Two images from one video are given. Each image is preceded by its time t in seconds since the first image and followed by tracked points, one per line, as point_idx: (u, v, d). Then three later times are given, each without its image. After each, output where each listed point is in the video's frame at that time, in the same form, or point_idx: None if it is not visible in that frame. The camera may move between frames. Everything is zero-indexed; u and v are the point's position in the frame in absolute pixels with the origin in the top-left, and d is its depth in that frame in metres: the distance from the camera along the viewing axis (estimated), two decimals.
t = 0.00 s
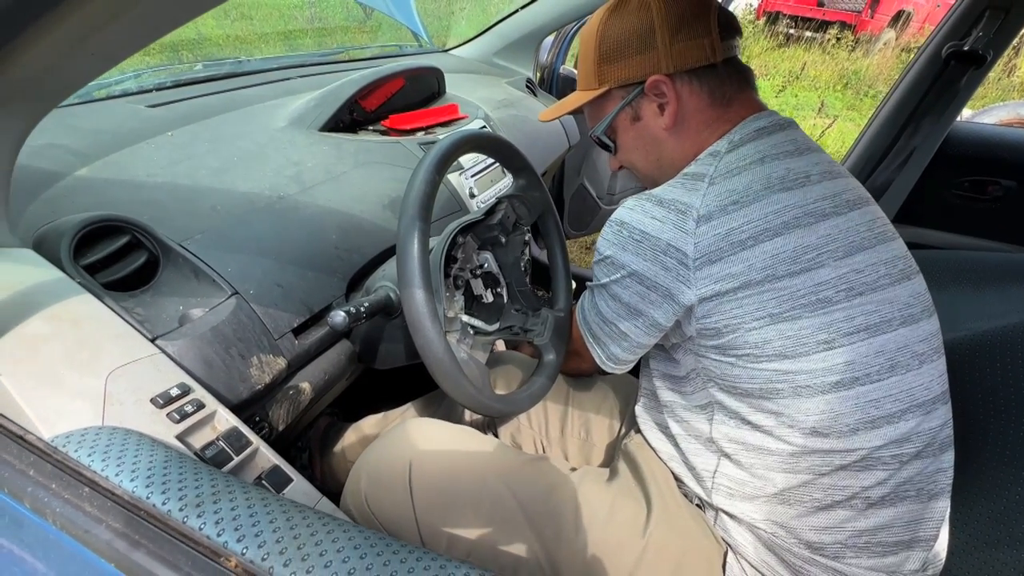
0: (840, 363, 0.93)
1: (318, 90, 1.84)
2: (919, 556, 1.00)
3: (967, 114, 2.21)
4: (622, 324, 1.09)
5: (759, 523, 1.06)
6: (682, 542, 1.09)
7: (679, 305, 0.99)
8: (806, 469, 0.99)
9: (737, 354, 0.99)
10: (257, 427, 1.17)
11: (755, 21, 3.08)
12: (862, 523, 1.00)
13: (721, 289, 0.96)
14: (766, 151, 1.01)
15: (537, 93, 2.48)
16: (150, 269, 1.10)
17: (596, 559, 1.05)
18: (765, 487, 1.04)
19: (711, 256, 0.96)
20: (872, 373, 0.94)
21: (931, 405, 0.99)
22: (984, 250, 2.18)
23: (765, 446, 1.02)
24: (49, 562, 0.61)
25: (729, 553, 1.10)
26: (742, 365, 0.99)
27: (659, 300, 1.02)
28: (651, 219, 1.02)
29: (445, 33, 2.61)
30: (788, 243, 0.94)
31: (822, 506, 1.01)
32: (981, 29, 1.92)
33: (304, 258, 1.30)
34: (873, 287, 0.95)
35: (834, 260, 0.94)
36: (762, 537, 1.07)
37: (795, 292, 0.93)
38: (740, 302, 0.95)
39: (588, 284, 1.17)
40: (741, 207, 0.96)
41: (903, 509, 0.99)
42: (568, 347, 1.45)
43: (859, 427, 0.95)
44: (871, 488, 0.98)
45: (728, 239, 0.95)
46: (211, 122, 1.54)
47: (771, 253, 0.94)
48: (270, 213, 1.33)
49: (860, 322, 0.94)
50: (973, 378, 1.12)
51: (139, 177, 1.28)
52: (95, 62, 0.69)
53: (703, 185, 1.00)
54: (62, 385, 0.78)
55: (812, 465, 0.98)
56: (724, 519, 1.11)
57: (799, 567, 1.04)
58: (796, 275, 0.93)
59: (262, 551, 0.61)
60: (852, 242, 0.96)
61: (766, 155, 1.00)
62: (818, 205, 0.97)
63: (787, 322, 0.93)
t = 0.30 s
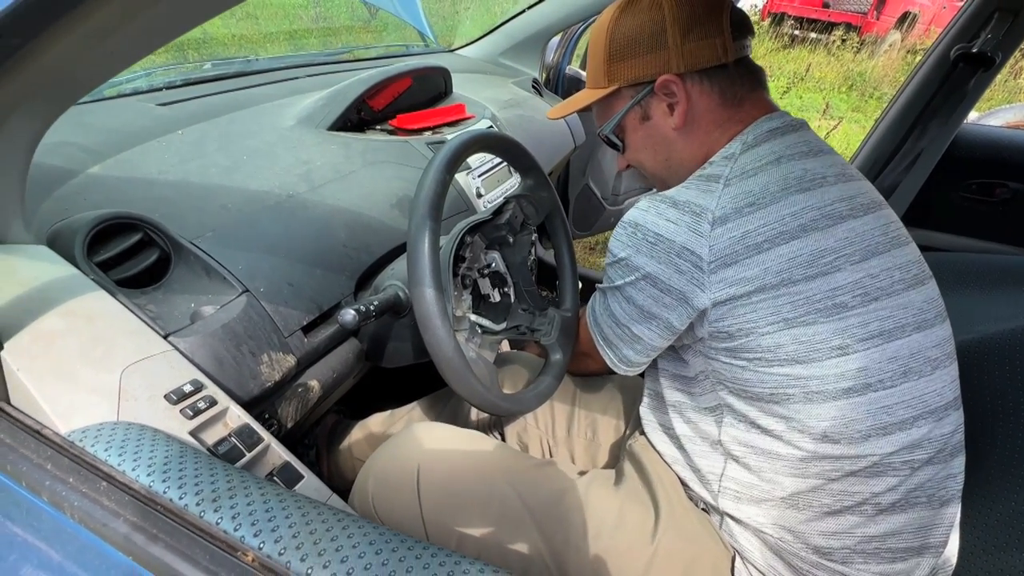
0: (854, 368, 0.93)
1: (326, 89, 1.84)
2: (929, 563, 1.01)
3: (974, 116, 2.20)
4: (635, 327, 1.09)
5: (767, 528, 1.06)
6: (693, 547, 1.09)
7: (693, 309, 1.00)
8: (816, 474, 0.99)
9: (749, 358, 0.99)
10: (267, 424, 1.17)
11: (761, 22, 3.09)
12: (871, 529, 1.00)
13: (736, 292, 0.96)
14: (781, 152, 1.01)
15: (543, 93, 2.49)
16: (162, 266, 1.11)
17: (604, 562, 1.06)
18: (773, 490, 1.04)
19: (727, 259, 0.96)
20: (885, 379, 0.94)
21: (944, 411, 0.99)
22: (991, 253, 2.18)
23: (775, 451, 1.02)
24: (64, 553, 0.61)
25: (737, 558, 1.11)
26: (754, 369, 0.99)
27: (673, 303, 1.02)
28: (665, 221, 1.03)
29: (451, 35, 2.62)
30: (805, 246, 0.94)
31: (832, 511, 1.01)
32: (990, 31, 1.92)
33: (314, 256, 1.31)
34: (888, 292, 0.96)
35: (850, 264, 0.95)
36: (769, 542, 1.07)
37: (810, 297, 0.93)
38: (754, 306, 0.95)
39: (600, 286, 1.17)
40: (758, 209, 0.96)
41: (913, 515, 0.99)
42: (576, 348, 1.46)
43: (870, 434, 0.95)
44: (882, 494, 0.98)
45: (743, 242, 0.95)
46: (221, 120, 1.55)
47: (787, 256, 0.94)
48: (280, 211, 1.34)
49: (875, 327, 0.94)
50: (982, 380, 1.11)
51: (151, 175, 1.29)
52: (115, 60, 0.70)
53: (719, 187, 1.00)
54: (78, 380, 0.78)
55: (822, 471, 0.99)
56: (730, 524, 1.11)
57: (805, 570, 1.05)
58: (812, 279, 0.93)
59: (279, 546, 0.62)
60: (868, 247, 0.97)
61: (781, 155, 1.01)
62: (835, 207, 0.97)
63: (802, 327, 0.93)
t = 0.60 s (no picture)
0: (857, 371, 0.93)
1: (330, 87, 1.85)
2: (931, 567, 1.01)
3: (980, 118, 2.19)
4: (637, 329, 1.10)
5: (767, 530, 1.06)
6: (694, 548, 1.09)
7: (696, 311, 1.00)
8: (817, 477, 0.99)
9: (752, 361, 0.99)
10: (268, 421, 1.17)
11: (769, 23, 3.12)
12: (872, 532, 1.00)
13: (738, 295, 0.96)
14: (786, 152, 1.01)
15: (547, 93, 2.49)
16: (166, 262, 1.11)
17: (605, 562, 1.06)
18: (774, 492, 1.04)
19: (730, 261, 0.96)
20: (889, 383, 0.94)
21: (948, 416, 0.99)
22: (997, 255, 2.17)
23: (777, 453, 1.02)
24: (67, 546, 0.62)
25: (737, 560, 1.11)
26: (756, 372, 0.99)
27: (675, 306, 1.02)
28: (668, 223, 1.03)
29: (455, 33, 2.61)
30: (809, 248, 0.94)
31: (832, 514, 1.01)
32: (996, 33, 1.91)
33: (316, 254, 1.31)
34: (893, 295, 0.96)
35: (854, 266, 0.95)
36: (769, 544, 1.07)
37: (814, 299, 0.93)
38: (757, 309, 0.95)
39: (602, 286, 1.17)
40: (761, 211, 0.96)
41: (915, 520, 0.99)
42: (578, 348, 1.46)
43: (873, 437, 0.95)
44: (883, 498, 0.98)
45: (747, 244, 0.95)
46: (225, 118, 1.55)
47: (790, 258, 0.94)
48: (283, 208, 1.34)
49: (880, 330, 0.94)
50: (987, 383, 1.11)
51: (154, 172, 1.29)
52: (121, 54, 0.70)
53: (722, 189, 1.00)
54: (80, 373, 0.78)
55: (823, 474, 0.98)
56: (729, 527, 1.11)
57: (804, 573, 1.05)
58: (815, 282, 0.93)
59: (279, 540, 0.62)
60: (873, 249, 0.96)
61: (786, 156, 1.01)
62: (840, 208, 0.97)
63: (805, 330, 0.93)
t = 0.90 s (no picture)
0: (847, 368, 0.93)
1: (335, 88, 1.86)
2: (927, 565, 1.02)
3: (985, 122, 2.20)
4: (628, 327, 1.10)
5: (764, 528, 1.06)
6: (691, 544, 1.10)
7: (686, 309, 1.01)
8: (812, 473, 1.00)
9: (743, 358, 1.00)
10: (270, 419, 1.18)
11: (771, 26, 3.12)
12: (867, 529, 1.00)
13: (727, 294, 0.97)
14: (776, 156, 1.02)
15: (550, 94, 2.50)
16: (170, 261, 1.12)
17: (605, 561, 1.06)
18: (770, 489, 1.04)
19: (718, 261, 0.96)
20: (880, 380, 0.94)
21: (941, 413, 0.99)
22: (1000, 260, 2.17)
23: (772, 450, 1.02)
24: (72, 540, 0.63)
25: (735, 559, 1.12)
26: (748, 369, 1.00)
27: (665, 304, 1.03)
28: (658, 222, 1.03)
29: (459, 34, 2.64)
30: (796, 249, 0.95)
31: (828, 511, 1.01)
32: (1002, 35, 1.91)
33: (319, 253, 1.32)
34: (882, 294, 0.96)
35: (842, 266, 0.95)
36: (766, 543, 1.07)
37: (802, 299, 0.94)
38: (746, 308, 0.96)
39: (595, 285, 1.18)
40: (749, 212, 0.97)
41: (910, 517, 1.00)
42: (577, 348, 1.48)
43: (865, 434, 0.95)
44: (878, 495, 0.98)
45: (735, 244, 0.96)
46: (230, 118, 1.56)
47: (778, 259, 0.95)
48: (287, 208, 1.35)
49: (869, 329, 0.94)
50: (988, 387, 1.12)
51: (160, 171, 1.30)
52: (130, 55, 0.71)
53: (712, 190, 1.01)
54: (86, 370, 0.79)
55: (817, 470, 0.99)
56: (728, 526, 1.12)
57: (802, 571, 1.05)
58: (803, 281, 0.94)
59: (279, 536, 0.63)
60: (862, 249, 0.97)
61: (776, 159, 1.01)
62: (829, 211, 0.98)
63: (794, 328, 0.94)
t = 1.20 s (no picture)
0: (854, 371, 0.94)
1: (341, 88, 1.87)
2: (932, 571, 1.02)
3: (993, 125, 2.19)
4: (634, 328, 1.11)
5: (769, 532, 1.07)
6: (694, 546, 1.10)
7: (692, 310, 1.01)
8: (817, 477, 1.00)
9: (750, 360, 1.00)
10: (275, 417, 1.19)
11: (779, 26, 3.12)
12: (872, 535, 1.01)
13: (734, 295, 0.97)
14: (783, 158, 1.02)
15: (555, 95, 2.51)
16: (178, 258, 1.13)
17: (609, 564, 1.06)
18: (775, 493, 1.05)
19: (725, 262, 0.97)
20: (887, 384, 0.95)
21: (947, 418, 0.99)
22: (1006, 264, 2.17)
23: (777, 453, 1.03)
24: (80, 534, 0.65)
25: (738, 563, 1.12)
26: (754, 371, 1.01)
27: (672, 305, 1.04)
28: (666, 223, 1.04)
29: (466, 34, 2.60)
30: (803, 251, 0.95)
31: (833, 516, 1.01)
32: (1009, 39, 1.91)
33: (324, 251, 1.33)
34: (890, 297, 0.96)
35: (849, 269, 0.96)
36: (771, 546, 1.08)
37: (809, 300, 0.94)
38: (753, 309, 0.96)
39: (601, 286, 1.19)
40: (756, 213, 0.97)
41: (916, 523, 1.00)
42: (581, 349, 1.48)
43: (871, 437, 0.96)
44: (884, 500, 0.99)
45: (742, 245, 0.96)
46: (237, 117, 1.57)
47: (785, 260, 0.95)
48: (293, 207, 1.36)
49: (876, 332, 0.95)
50: (994, 392, 1.12)
51: (168, 169, 1.31)
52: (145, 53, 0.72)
53: (719, 192, 1.01)
54: (95, 367, 0.80)
55: (823, 474, 0.99)
56: (732, 529, 1.12)
57: None
58: (810, 283, 0.94)
59: (285, 533, 0.63)
60: (869, 251, 0.97)
61: (783, 161, 1.02)
62: (836, 213, 0.98)
63: (801, 330, 0.95)
